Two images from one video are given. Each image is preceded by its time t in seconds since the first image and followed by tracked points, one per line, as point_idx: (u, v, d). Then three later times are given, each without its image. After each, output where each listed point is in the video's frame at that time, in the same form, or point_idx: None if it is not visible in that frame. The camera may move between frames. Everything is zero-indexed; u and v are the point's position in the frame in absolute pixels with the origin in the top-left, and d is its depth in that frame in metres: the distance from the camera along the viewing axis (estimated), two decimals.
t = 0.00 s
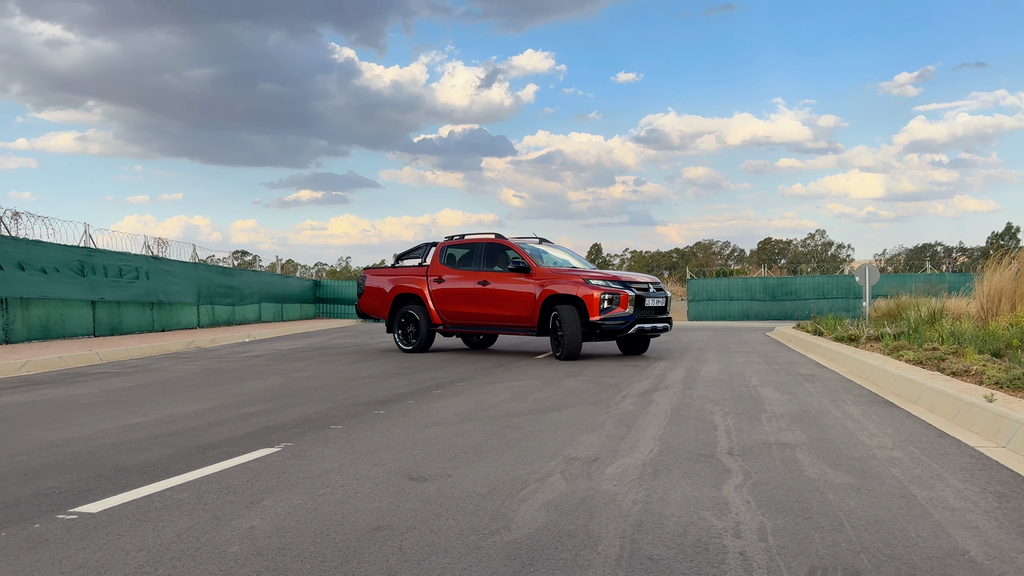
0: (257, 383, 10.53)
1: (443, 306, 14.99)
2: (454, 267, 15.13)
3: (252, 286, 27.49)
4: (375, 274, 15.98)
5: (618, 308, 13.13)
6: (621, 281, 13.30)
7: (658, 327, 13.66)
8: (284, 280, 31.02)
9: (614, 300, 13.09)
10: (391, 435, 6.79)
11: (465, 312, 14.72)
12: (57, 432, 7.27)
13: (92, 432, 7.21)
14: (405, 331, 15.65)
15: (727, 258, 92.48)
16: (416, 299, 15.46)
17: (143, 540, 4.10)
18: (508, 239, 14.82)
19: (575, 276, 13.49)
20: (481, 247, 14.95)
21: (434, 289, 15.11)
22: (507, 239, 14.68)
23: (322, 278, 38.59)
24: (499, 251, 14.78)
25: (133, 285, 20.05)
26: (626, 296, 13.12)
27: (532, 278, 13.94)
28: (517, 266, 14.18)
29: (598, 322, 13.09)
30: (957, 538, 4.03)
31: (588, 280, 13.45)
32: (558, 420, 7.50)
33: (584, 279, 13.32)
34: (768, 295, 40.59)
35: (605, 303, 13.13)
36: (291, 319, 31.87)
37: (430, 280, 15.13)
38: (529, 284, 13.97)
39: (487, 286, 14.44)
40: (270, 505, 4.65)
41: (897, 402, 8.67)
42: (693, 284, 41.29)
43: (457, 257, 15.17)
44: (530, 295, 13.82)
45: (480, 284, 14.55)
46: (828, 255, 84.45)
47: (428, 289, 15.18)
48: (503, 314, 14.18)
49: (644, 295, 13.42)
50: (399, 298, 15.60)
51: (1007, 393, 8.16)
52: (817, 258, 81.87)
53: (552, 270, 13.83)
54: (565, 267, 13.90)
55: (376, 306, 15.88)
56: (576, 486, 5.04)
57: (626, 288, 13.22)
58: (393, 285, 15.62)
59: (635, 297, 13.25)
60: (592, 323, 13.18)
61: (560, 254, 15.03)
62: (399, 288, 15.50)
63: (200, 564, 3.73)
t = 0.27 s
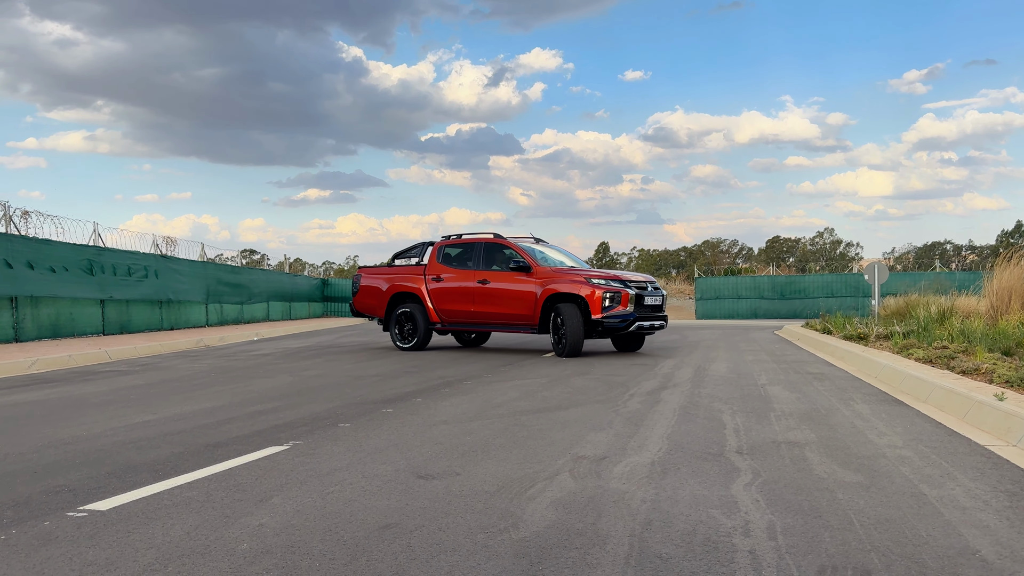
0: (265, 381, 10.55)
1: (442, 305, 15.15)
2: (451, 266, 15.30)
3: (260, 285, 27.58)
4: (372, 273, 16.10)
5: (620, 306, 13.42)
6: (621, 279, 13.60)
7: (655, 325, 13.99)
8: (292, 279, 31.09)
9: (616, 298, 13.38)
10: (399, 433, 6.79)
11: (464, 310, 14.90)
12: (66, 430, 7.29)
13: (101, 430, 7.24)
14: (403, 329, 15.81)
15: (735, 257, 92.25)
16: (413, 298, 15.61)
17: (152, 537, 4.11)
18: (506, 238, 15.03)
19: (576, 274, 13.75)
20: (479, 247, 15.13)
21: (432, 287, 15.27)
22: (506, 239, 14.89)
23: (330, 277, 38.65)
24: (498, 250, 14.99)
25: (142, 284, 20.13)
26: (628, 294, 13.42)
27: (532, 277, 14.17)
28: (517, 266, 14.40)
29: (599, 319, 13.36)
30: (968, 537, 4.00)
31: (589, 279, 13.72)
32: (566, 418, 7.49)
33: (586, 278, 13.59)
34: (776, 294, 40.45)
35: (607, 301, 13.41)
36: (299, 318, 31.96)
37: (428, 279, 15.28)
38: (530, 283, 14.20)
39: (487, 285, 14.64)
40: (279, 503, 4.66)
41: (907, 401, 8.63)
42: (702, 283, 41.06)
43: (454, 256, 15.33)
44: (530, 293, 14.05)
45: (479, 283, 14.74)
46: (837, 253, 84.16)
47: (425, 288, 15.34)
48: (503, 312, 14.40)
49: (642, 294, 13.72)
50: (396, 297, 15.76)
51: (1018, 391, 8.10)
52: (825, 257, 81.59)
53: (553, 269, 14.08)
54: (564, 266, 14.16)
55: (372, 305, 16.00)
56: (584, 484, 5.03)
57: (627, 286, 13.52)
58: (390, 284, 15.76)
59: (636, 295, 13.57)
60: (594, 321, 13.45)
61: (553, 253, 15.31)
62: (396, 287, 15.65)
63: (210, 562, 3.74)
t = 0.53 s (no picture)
0: (273, 380, 10.56)
1: (439, 304, 15.35)
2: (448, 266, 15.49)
3: (268, 285, 27.64)
4: (367, 273, 16.22)
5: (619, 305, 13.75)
6: (619, 279, 13.94)
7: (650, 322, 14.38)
8: (300, 278, 31.15)
9: (615, 297, 13.71)
10: (407, 431, 6.80)
11: (462, 309, 15.12)
12: (76, 429, 7.32)
13: (110, 429, 7.25)
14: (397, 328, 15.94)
15: (742, 255, 92.03)
16: (409, 297, 15.81)
17: (161, 535, 4.12)
18: (503, 238, 15.26)
19: (576, 274, 14.05)
20: (476, 247, 15.32)
21: (429, 287, 15.46)
22: (504, 239, 15.12)
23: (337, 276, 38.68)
24: (495, 249, 15.21)
25: (150, 283, 20.20)
26: (626, 293, 13.77)
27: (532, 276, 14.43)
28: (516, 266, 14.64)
29: (600, 318, 13.68)
30: (979, 536, 3.98)
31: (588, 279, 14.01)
32: (574, 417, 7.49)
33: (586, 278, 13.89)
34: (784, 293, 40.31)
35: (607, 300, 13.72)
36: (307, 317, 32.00)
37: (425, 278, 15.46)
38: (529, 282, 14.48)
39: (486, 285, 14.88)
40: (288, 501, 4.67)
41: (916, 399, 8.60)
42: (709, 283, 40.85)
43: (451, 256, 15.51)
44: (530, 293, 14.32)
45: (478, 283, 14.97)
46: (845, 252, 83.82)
47: (422, 287, 15.52)
48: (502, 311, 14.66)
49: (638, 293, 14.06)
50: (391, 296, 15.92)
51: None
52: (833, 256, 81.35)
53: (552, 269, 14.36)
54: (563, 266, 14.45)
55: (368, 304, 16.12)
56: (593, 483, 5.02)
57: (625, 285, 13.86)
58: (386, 284, 15.92)
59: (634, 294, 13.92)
60: (594, 319, 13.77)
61: (548, 253, 15.44)
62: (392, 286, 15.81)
63: (219, 560, 3.74)
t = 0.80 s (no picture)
0: (281, 380, 10.58)
1: (437, 304, 15.51)
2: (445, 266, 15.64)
3: (275, 285, 27.71)
4: (362, 273, 16.23)
5: (618, 304, 14.13)
6: (617, 279, 14.31)
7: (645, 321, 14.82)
8: (307, 278, 31.24)
9: (614, 296, 14.07)
10: (414, 431, 6.80)
11: (460, 308, 15.32)
12: (84, 428, 7.34)
13: (119, 429, 7.27)
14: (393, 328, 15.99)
15: (750, 254, 91.91)
16: (405, 298, 15.93)
17: (170, 534, 4.13)
18: (501, 238, 15.48)
19: (575, 274, 14.35)
20: (474, 247, 15.52)
21: (426, 287, 15.59)
22: (502, 240, 15.34)
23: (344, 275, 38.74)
24: (492, 249, 15.43)
25: (158, 283, 20.27)
26: (625, 293, 14.15)
27: (531, 277, 14.69)
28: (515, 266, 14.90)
29: (599, 317, 14.00)
30: (989, 536, 3.96)
31: (587, 279, 14.31)
32: (581, 416, 7.48)
33: (585, 278, 14.19)
34: (791, 292, 40.21)
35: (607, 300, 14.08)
36: (314, 317, 32.09)
37: (422, 279, 15.59)
38: (528, 282, 14.74)
39: (484, 284, 15.11)
40: (296, 501, 4.68)
41: (924, 399, 8.56)
42: (716, 282, 40.71)
43: (448, 256, 15.68)
44: (529, 292, 14.58)
45: (476, 283, 15.19)
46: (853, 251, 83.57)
47: (419, 288, 15.63)
48: (501, 310, 14.91)
49: (634, 293, 14.41)
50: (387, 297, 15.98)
51: None
52: (841, 255, 81.05)
53: (550, 269, 14.64)
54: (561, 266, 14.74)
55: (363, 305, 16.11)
56: (600, 482, 5.02)
57: (623, 285, 14.25)
58: (381, 284, 15.98)
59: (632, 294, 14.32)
60: (593, 318, 14.08)
61: (542, 253, 15.59)
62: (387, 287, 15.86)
63: (227, 559, 3.75)
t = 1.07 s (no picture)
0: (288, 380, 10.60)
1: (434, 303, 15.61)
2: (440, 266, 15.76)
3: (283, 285, 27.80)
4: (357, 274, 16.32)
5: (615, 304, 14.44)
6: (614, 279, 14.63)
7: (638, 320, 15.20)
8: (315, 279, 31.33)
9: (613, 296, 14.37)
10: (421, 431, 6.81)
11: (457, 308, 15.45)
12: (93, 429, 7.38)
13: (127, 429, 7.30)
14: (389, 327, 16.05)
15: (757, 253, 91.70)
16: (400, 298, 16.03)
17: (178, 534, 4.15)
18: (496, 239, 15.68)
19: (573, 274, 14.60)
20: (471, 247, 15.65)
21: (423, 287, 15.69)
22: (498, 241, 15.51)
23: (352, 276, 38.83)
24: (489, 250, 15.58)
25: (167, 284, 20.35)
26: (622, 293, 14.48)
27: (529, 277, 14.91)
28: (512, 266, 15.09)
29: (598, 316, 14.28)
30: (999, 535, 3.94)
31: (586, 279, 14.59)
32: (588, 416, 7.47)
33: (584, 278, 14.46)
34: (799, 291, 40.11)
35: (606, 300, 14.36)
36: (322, 317, 32.17)
37: (419, 279, 15.71)
38: (526, 283, 14.95)
39: (482, 284, 15.27)
40: (303, 500, 4.69)
41: (933, 398, 8.52)
42: (724, 281, 40.63)
43: (444, 256, 15.79)
44: (528, 292, 14.79)
45: (473, 283, 15.34)
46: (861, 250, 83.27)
47: (416, 288, 15.74)
48: (498, 310, 15.09)
49: (628, 292, 14.72)
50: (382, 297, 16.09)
51: None
52: (849, 254, 80.75)
53: (548, 269, 14.86)
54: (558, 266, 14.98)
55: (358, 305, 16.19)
56: (607, 482, 5.01)
57: (621, 285, 14.57)
58: (376, 284, 16.08)
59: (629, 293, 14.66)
60: (592, 317, 14.35)
61: (536, 254, 15.80)
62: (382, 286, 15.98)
63: (235, 559, 3.76)
